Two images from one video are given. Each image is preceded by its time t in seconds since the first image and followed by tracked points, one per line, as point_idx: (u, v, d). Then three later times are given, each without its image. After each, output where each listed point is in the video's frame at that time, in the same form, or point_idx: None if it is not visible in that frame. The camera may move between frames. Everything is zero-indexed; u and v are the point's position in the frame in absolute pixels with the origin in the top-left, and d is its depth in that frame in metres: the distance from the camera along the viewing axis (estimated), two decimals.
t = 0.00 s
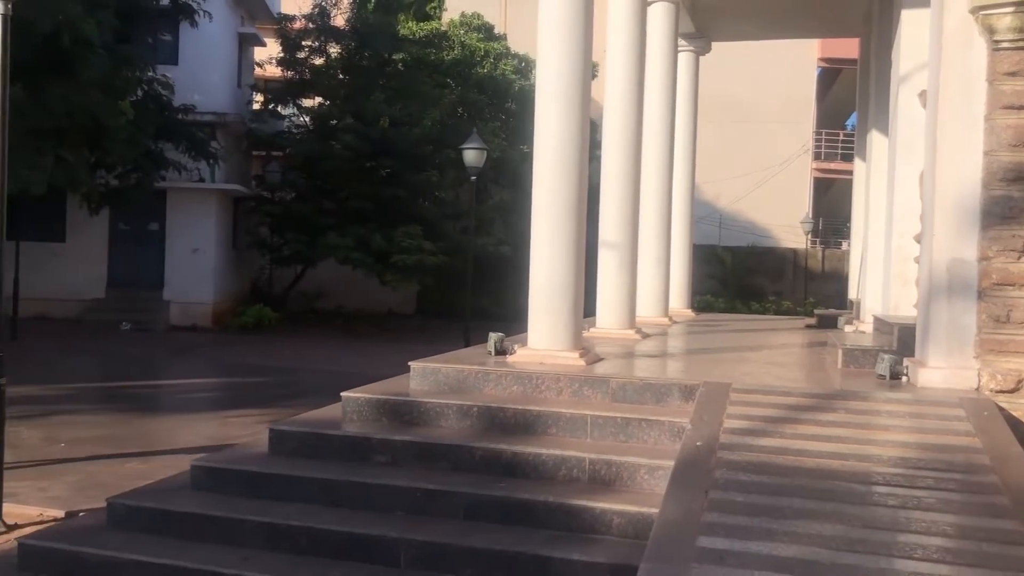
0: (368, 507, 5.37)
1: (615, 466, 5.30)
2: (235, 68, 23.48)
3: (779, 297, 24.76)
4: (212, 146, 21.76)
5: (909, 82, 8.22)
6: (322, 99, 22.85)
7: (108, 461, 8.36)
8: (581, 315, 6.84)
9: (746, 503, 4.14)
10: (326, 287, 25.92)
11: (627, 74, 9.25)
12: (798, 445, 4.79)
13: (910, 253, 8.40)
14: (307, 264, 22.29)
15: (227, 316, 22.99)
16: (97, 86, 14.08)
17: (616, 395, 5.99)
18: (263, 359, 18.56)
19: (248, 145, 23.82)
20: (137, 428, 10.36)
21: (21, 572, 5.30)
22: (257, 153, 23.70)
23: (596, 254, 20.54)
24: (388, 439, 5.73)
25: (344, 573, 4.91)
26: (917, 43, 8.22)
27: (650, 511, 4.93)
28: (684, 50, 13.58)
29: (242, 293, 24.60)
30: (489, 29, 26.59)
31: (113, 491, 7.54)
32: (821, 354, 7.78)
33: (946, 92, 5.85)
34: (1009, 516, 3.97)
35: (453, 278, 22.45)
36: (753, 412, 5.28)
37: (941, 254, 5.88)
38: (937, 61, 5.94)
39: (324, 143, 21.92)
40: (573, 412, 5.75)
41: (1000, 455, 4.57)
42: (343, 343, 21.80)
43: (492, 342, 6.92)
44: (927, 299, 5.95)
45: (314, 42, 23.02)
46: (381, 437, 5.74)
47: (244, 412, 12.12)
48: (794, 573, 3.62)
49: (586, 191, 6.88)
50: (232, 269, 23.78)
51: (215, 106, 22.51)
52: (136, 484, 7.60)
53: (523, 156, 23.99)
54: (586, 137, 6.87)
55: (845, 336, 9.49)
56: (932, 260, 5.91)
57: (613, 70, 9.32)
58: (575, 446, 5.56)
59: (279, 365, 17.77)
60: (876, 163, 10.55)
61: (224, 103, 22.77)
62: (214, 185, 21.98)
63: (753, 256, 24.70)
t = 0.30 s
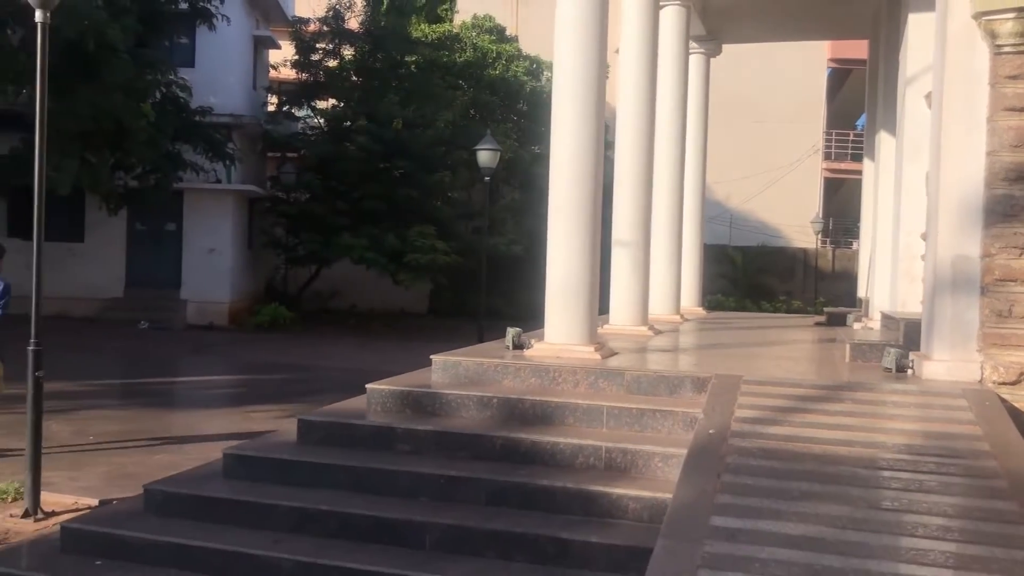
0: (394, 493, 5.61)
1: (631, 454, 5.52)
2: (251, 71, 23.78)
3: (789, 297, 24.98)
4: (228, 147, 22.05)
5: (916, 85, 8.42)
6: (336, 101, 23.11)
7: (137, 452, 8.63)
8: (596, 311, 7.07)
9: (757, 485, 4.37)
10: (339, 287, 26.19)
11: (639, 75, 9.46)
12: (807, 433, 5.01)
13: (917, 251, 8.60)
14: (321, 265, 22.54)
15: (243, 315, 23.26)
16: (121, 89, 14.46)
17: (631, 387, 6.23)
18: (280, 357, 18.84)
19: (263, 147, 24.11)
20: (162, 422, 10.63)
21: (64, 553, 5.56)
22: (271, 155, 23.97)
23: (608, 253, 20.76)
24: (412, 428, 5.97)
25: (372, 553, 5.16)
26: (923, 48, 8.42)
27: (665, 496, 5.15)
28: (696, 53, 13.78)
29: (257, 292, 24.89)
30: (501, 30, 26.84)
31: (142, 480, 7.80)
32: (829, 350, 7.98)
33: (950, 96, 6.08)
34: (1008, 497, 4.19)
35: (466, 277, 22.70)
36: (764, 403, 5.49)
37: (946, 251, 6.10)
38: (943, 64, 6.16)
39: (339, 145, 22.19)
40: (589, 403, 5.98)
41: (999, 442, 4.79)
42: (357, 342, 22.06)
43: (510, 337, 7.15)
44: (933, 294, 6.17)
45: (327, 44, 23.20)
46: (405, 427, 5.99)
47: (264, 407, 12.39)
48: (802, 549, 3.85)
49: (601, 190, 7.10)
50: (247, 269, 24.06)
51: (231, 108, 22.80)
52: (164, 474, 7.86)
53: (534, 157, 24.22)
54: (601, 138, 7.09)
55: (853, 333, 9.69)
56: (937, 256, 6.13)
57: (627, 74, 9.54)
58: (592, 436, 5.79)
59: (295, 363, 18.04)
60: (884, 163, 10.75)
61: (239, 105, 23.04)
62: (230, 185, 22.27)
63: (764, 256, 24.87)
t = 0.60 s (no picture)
0: (420, 475, 5.84)
1: (649, 438, 5.73)
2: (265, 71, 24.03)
3: (800, 298, 25.23)
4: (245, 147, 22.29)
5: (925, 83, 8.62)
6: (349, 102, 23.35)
7: (166, 441, 8.88)
8: (613, 303, 7.27)
9: (772, 463, 4.59)
10: (352, 286, 26.45)
11: (653, 75, 9.67)
12: (818, 417, 5.22)
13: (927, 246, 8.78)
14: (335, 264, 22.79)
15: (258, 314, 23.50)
16: (144, 92, 14.83)
17: (648, 374, 6.44)
18: (297, 354, 19.10)
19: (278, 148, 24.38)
20: (187, 413, 10.89)
21: (106, 531, 5.82)
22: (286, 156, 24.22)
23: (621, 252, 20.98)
24: (436, 413, 6.21)
25: (401, 530, 5.38)
26: (931, 49, 8.61)
27: (682, 477, 5.37)
28: (708, 54, 13.96)
29: (272, 292, 25.16)
30: (512, 32, 27.06)
31: (172, 467, 8.04)
32: (840, 342, 8.19)
33: (958, 93, 6.30)
34: (1012, 473, 4.39)
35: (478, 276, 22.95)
36: (777, 388, 5.71)
37: (953, 242, 6.31)
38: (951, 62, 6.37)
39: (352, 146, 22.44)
40: (607, 389, 6.19)
41: (1004, 424, 4.99)
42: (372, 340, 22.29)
43: (530, 329, 7.37)
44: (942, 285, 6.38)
45: (341, 46, 23.40)
46: (430, 412, 6.21)
47: (284, 401, 12.64)
48: (816, 520, 4.06)
49: (619, 186, 7.31)
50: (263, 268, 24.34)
51: (246, 109, 23.06)
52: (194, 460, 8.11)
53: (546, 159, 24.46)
54: (620, 134, 7.28)
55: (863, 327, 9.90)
56: (946, 248, 6.34)
57: (642, 75, 9.76)
58: (610, 420, 6.01)
59: (312, 360, 18.30)
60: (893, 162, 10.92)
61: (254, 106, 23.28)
62: (246, 186, 22.55)
63: (775, 257, 25.08)
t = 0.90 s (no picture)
0: (456, 466, 6.09)
1: (675, 431, 5.97)
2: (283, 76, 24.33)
3: (812, 301, 25.39)
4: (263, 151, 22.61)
5: (940, 89, 8.84)
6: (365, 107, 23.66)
7: (201, 436, 9.15)
8: (637, 302, 7.52)
9: (798, 451, 4.84)
10: (367, 289, 26.74)
11: (674, 82, 9.93)
12: (839, 410, 5.46)
13: (942, 248, 9.00)
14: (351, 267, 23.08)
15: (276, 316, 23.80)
16: (169, 95, 15.16)
17: (673, 370, 6.69)
18: (316, 355, 19.39)
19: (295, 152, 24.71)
20: (216, 410, 11.16)
21: (156, 518, 6.09)
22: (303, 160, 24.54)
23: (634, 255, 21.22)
24: (470, 407, 6.46)
25: (440, 517, 5.64)
26: (946, 56, 8.83)
27: (709, 467, 5.61)
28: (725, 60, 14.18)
29: (289, 294, 25.46)
30: (526, 37, 27.33)
31: (209, 460, 8.30)
32: (856, 342, 8.42)
33: (974, 98, 6.55)
34: None
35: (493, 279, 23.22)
36: (798, 384, 5.96)
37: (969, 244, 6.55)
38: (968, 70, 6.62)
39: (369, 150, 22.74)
40: (634, 385, 6.44)
41: (1018, 416, 5.23)
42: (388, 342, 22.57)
43: (557, 327, 7.60)
44: (958, 285, 6.61)
45: (358, 51, 23.72)
46: (464, 406, 6.47)
47: (309, 400, 12.91)
48: (841, 504, 4.31)
49: (643, 189, 7.57)
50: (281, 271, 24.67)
51: (264, 113, 23.36)
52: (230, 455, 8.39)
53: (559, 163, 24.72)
54: (643, 138, 7.54)
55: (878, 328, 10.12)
56: (962, 249, 6.58)
57: (662, 82, 10.03)
58: (637, 414, 6.26)
59: (331, 360, 18.58)
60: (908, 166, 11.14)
61: (272, 110, 23.59)
62: (264, 189, 22.87)
63: (787, 260, 25.34)
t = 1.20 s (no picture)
0: (495, 461, 6.36)
1: (705, 428, 6.22)
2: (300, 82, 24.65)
3: (823, 306, 25.62)
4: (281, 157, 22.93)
5: (957, 99, 9.08)
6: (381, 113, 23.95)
7: (237, 434, 9.43)
8: (664, 305, 7.78)
9: (826, 447, 5.09)
10: (382, 292, 27.02)
11: (695, 91, 10.20)
12: (864, 409, 5.71)
13: (958, 254, 9.25)
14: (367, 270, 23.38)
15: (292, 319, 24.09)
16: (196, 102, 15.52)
17: (701, 371, 6.95)
18: (335, 357, 19.68)
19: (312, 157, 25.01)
20: (246, 410, 11.44)
21: (208, 510, 6.37)
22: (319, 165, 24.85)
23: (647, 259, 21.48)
24: (506, 405, 6.73)
25: (482, 510, 5.90)
26: (963, 67, 9.08)
27: (740, 463, 5.86)
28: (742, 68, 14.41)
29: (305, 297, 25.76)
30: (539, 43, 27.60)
31: (248, 457, 8.58)
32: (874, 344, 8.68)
33: (993, 109, 6.83)
34: None
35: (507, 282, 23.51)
36: (824, 384, 6.21)
37: (987, 250, 6.81)
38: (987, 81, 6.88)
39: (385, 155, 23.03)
40: (664, 385, 6.71)
41: None
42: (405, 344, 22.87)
43: (585, 330, 7.87)
44: (977, 290, 6.87)
45: (375, 57, 24.01)
46: (500, 405, 6.74)
47: (334, 400, 13.18)
48: (870, 495, 4.56)
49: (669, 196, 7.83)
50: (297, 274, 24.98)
51: (282, 118, 23.69)
52: (267, 453, 8.67)
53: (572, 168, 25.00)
54: (669, 147, 7.81)
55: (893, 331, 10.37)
56: (980, 255, 6.84)
57: (684, 91, 10.27)
58: (668, 413, 6.52)
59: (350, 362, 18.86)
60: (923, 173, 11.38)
61: (289, 116, 23.92)
62: (283, 194, 23.19)
63: (797, 264, 25.63)
